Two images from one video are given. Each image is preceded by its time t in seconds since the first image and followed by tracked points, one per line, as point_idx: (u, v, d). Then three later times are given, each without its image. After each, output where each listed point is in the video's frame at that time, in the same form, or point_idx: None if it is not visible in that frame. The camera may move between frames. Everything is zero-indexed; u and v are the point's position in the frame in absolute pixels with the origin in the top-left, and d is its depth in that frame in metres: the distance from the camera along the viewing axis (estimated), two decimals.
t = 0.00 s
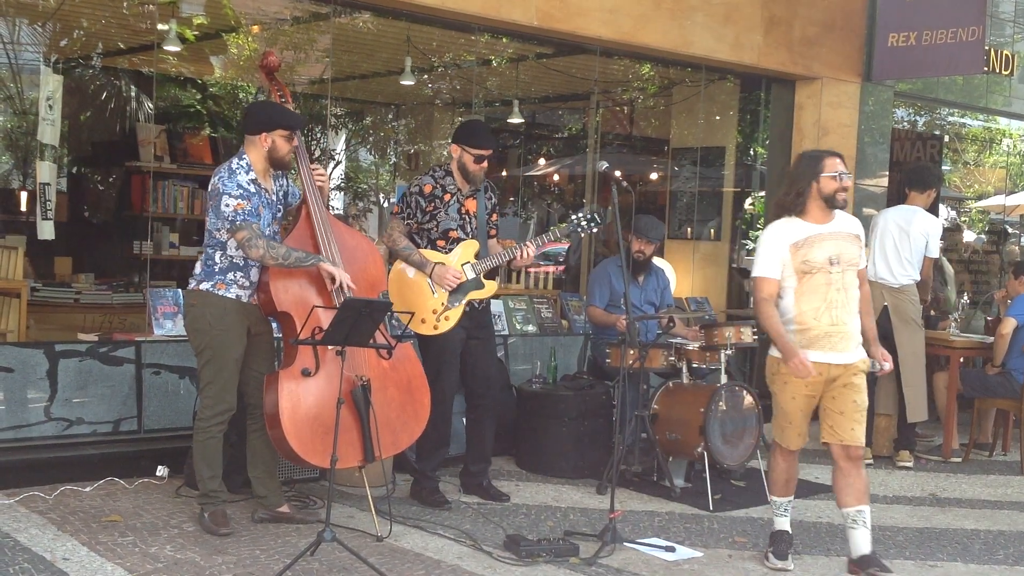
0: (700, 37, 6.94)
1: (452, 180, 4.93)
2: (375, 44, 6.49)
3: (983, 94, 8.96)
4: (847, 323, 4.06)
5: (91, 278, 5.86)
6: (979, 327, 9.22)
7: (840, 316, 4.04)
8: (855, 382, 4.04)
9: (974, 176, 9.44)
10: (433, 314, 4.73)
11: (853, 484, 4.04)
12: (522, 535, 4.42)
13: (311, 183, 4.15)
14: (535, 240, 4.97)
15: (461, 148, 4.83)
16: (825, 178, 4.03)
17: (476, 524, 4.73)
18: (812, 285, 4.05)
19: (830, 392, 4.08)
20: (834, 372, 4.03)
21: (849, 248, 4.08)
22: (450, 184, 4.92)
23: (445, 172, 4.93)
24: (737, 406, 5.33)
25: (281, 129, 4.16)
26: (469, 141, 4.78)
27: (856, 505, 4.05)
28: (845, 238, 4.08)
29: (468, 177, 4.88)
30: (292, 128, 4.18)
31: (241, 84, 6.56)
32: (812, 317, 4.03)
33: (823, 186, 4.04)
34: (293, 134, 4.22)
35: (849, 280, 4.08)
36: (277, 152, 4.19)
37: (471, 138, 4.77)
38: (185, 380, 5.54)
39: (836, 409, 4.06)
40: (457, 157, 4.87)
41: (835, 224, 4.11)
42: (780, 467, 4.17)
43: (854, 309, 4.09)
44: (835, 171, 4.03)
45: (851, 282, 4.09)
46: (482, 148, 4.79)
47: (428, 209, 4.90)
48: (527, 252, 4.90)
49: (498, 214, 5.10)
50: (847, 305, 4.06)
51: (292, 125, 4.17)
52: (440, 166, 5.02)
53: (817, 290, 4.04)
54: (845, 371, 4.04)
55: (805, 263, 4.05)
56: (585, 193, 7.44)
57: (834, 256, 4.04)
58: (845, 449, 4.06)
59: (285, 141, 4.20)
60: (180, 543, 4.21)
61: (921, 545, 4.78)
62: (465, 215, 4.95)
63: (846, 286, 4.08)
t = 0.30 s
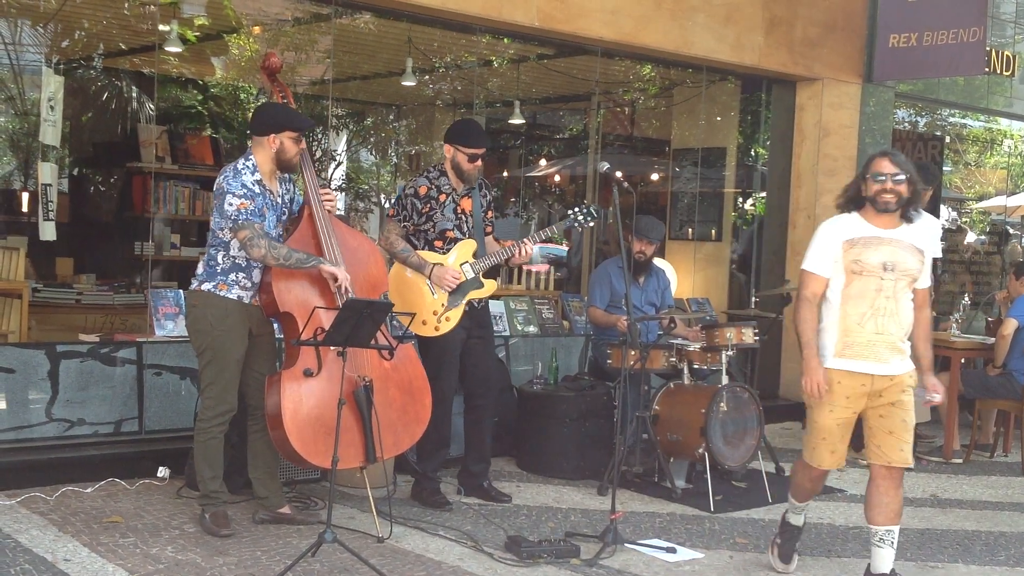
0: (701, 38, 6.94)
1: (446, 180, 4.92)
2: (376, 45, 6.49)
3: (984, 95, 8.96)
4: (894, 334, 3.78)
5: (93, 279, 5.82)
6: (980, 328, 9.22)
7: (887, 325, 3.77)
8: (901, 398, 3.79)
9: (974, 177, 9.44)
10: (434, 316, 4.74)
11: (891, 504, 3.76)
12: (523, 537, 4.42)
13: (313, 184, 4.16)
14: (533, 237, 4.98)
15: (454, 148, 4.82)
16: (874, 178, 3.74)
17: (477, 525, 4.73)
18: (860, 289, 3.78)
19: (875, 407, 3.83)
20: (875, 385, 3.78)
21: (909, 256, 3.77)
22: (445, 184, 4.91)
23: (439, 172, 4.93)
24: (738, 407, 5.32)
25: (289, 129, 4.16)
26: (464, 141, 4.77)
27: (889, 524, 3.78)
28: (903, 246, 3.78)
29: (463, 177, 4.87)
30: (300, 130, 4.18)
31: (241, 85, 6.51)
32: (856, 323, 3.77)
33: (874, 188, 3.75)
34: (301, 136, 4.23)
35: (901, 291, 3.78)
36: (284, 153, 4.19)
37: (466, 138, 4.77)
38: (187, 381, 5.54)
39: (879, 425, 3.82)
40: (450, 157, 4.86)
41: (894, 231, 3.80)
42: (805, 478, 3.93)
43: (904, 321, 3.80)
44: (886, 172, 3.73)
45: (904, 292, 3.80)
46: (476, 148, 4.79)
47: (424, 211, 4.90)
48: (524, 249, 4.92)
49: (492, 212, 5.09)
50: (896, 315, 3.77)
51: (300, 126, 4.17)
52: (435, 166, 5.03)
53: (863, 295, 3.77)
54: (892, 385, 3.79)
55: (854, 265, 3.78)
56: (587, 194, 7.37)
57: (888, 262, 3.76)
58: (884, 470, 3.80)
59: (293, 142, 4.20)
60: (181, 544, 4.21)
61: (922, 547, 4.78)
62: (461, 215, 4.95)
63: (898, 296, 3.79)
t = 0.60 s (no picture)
0: (700, 39, 6.94)
1: (449, 183, 4.92)
2: (377, 45, 6.49)
3: (984, 96, 8.96)
4: (919, 334, 3.69)
5: (93, 279, 5.79)
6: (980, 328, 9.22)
7: (911, 325, 3.68)
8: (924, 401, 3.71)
9: (975, 178, 9.44)
10: (435, 318, 4.73)
11: (897, 506, 3.84)
12: (523, 537, 4.41)
13: (315, 185, 4.17)
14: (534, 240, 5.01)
15: (457, 151, 4.82)
16: (896, 170, 3.68)
17: (477, 525, 4.73)
18: (884, 286, 3.70)
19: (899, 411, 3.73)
20: (901, 386, 3.69)
21: (935, 254, 3.68)
22: (447, 187, 4.91)
23: (441, 175, 4.93)
24: (739, 407, 5.31)
25: (289, 129, 4.18)
26: (466, 144, 4.78)
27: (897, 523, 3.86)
28: (929, 242, 3.69)
29: (465, 179, 4.88)
30: (300, 129, 4.20)
31: (241, 85, 6.50)
32: (878, 322, 3.69)
33: (896, 180, 3.69)
34: (301, 135, 4.23)
35: (926, 289, 3.69)
36: (285, 152, 4.21)
37: (469, 140, 4.77)
38: (187, 382, 5.56)
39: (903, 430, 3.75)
40: (453, 159, 4.86)
41: (922, 227, 3.72)
42: (868, 503, 3.71)
43: (931, 321, 3.70)
44: (908, 164, 3.66)
45: (931, 292, 3.70)
46: (478, 151, 4.79)
47: (427, 213, 4.89)
48: (527, 251, 4.93)
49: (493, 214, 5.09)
50: (921, 315, 3.69)
51: (299, 125, 4.17)
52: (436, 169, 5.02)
53: (886, 293, 3.69)
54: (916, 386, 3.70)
55: (876, 261, 3.70)
56: (587, 194, 7.39)
57: (911, 260, 3.67)
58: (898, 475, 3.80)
59: (292, 141, 4.22)
60: (182, 544, 4.21)
61: (924, 547, 4.78)
62: (463, 217, 4.95)
63: (925, 295, 3.69)
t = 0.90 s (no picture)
0: (701, 39, 6.94)
1: (460, 182, 4.93)
2: (377, 45, 6.49)
3: (984, 97, 8.96)
4: (936, 346, 3.37)
5: (93, 279, 5.82)
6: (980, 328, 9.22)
7: (925, 337, 3.36)
8: (950, 421, 3.40)
9: (975, 178, 9.44)
10: (445, 316, 4.71)
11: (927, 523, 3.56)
12: (523, 537, 4.41)
13: (314, 186, 4.16)
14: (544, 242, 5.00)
15: (469, 151, 4.85)
16: (880, 174, 3.41)
17: (477, 526, 4.73)
18: (887, 302, 3.39)
19: (921, 432, 3.41)
20: (924, 405, 3.37)
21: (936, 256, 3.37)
22: (458, 186, 4.92)
23: (452, 174, 4.94)
24: (739, 407, 5.32)
25: (286, 128, 4.17)
26: (478, 143, 4.80)
27: (922, 535, 3.61)
28: (927, 245, 3.38)
29: (477, 179, 4.90)
30: (298, 129, 4.19)
31: (242, 85, 6.50)
32: (889, 340, 3.38)
33: (881, 184, 3.42)
34: (298, 133, 4.22)
35: (933, 295, 3.37)
36: (281, 151, 4.20)
37: (480, 139, 4.79)
38: (187, 382, 5.55)
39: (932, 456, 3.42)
40: (464, 159, 4.89)
41: (917, 231, 3.42)
42: (894, 530, 3.45)
43: (946, 328, 3.39)
44: (894, 166, 3.39)
45: (940, 298, 3.38)
46: (490, 150, 4.81)
47: (437, 211, 4.89)
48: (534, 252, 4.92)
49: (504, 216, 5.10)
50: (933, 325, 3.37)
51: (297, 125, 4.17)
52: (447, 169, 5.03)
53: (892, 305, 3.38)
54: (937, 407, 3.38)
55: (875, 277, 3.40)
56: (587, 194, 7.42)
57: (912, 266, 3.36)
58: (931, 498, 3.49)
59: (289, 140, 4.20)
60: (182, 544, 4.21)
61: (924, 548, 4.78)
62: (474, 217, 4.95)
63: (935, 302, 3.37)
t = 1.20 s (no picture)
0: (701, 40, 6.94)
1: (477, 182, 4.93)
2: (377, 46, 6.50)
3: (985, 98, 8.96)
4: (921, 351, 3.24)
5: (93, 279, 5.77)
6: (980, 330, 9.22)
7: (909, 341, 3.25)
8: (929, 421, 3.23)
9: (976, 179, 9.44)
10: (456, 314, 4.72)
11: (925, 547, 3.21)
12: (523, 538, 4.41)
13: (309, 187, 4.14)
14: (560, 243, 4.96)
15: (486, 150, 4.83)
16: (871, 171, 3.32)
17: (477, 526, 4.73)
18: (873, 304, 3.31)
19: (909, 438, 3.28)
20: (907, 412, 3.28)
21: (925, 256, 3.24)
22: (475, 186, 4.92)
23: (470, 174, 4.94)
24: (739, 408, 5.32)
25: (273, 123, 4.17)
26: (495, 142, 4.79)
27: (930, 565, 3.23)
28: (920, 244, 3.27)
29: (493, 180, 4.90)
30: (285, 123, 4.18)
31: (242, 86, 6.46)
32: (871, 343, 3.31)
33: (872, 180, 3.32)
34: (288, 129, 4.22)
35: (923, 297, 3.24)
36: (272, 147, 4.20)
37: (497, 139, 4.77)
38: (187, 383, 5.56)
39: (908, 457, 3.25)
40: (481, 158, 4.87)
41: (912, 230, 3.30)
42: (893, 537, 3.43)
43: (936, 332, 3.24)
44: (884, 162, 3.29)
45: (930, 301, 3.24)
46: (507, 150, 4.80)
47: (453, 209, 4.90)
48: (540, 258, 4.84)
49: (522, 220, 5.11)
50: (920, 328, 3.24)
51: (284, 118, 4.17)
52: (465, 168, 5.04)
53: (877, 307, 3.30)
54: (919, 410, 3.26)
55: (863, 278, 3.33)
56: (587, 195, 7.40)
57: (899, 267, 3.26)
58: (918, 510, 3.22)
59: (279, 135, 4.20)
60: (182, 545, 4.21)
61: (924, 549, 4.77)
62: (490, 217, 4.96)
63: (921, 305, 3.25)
